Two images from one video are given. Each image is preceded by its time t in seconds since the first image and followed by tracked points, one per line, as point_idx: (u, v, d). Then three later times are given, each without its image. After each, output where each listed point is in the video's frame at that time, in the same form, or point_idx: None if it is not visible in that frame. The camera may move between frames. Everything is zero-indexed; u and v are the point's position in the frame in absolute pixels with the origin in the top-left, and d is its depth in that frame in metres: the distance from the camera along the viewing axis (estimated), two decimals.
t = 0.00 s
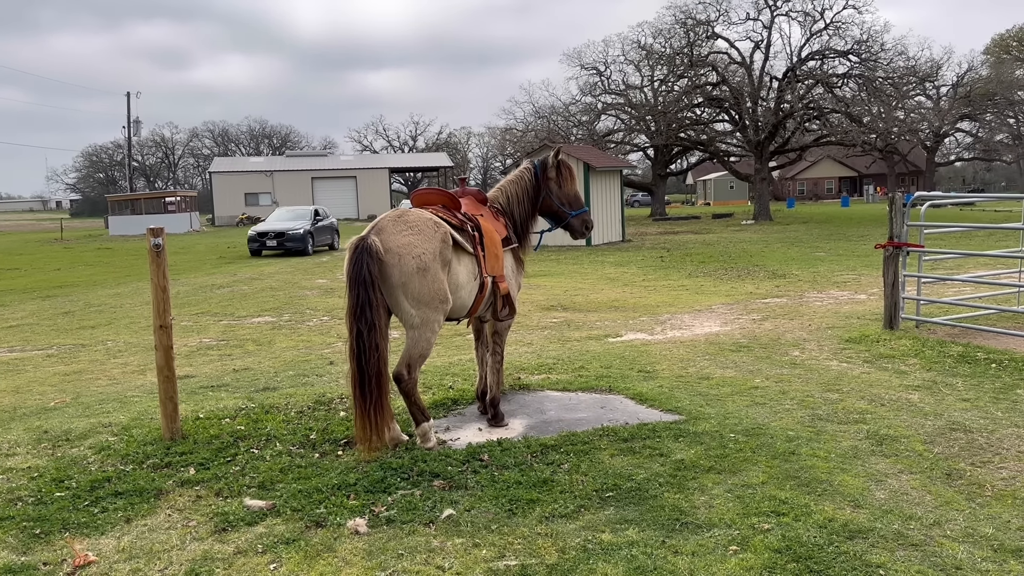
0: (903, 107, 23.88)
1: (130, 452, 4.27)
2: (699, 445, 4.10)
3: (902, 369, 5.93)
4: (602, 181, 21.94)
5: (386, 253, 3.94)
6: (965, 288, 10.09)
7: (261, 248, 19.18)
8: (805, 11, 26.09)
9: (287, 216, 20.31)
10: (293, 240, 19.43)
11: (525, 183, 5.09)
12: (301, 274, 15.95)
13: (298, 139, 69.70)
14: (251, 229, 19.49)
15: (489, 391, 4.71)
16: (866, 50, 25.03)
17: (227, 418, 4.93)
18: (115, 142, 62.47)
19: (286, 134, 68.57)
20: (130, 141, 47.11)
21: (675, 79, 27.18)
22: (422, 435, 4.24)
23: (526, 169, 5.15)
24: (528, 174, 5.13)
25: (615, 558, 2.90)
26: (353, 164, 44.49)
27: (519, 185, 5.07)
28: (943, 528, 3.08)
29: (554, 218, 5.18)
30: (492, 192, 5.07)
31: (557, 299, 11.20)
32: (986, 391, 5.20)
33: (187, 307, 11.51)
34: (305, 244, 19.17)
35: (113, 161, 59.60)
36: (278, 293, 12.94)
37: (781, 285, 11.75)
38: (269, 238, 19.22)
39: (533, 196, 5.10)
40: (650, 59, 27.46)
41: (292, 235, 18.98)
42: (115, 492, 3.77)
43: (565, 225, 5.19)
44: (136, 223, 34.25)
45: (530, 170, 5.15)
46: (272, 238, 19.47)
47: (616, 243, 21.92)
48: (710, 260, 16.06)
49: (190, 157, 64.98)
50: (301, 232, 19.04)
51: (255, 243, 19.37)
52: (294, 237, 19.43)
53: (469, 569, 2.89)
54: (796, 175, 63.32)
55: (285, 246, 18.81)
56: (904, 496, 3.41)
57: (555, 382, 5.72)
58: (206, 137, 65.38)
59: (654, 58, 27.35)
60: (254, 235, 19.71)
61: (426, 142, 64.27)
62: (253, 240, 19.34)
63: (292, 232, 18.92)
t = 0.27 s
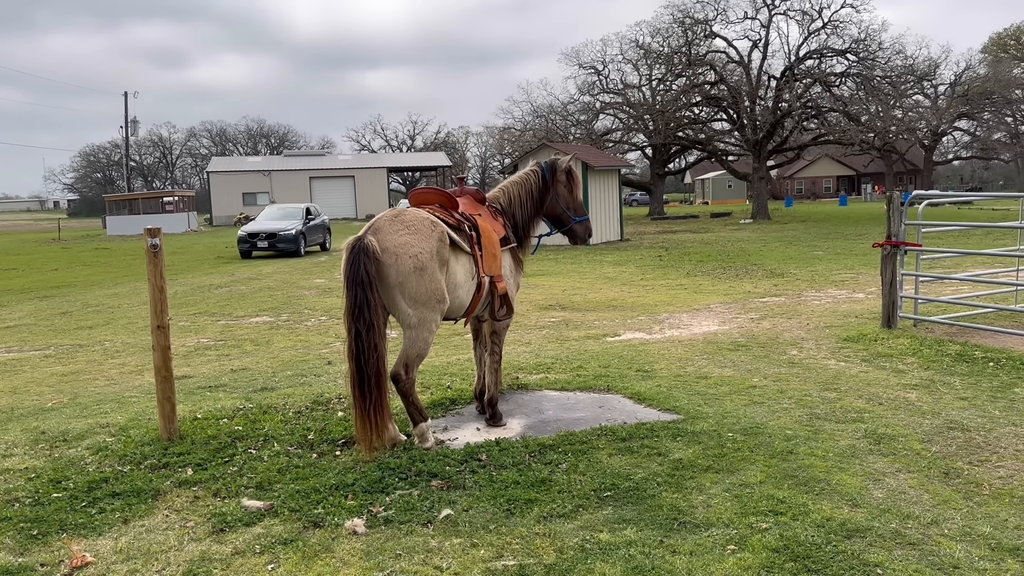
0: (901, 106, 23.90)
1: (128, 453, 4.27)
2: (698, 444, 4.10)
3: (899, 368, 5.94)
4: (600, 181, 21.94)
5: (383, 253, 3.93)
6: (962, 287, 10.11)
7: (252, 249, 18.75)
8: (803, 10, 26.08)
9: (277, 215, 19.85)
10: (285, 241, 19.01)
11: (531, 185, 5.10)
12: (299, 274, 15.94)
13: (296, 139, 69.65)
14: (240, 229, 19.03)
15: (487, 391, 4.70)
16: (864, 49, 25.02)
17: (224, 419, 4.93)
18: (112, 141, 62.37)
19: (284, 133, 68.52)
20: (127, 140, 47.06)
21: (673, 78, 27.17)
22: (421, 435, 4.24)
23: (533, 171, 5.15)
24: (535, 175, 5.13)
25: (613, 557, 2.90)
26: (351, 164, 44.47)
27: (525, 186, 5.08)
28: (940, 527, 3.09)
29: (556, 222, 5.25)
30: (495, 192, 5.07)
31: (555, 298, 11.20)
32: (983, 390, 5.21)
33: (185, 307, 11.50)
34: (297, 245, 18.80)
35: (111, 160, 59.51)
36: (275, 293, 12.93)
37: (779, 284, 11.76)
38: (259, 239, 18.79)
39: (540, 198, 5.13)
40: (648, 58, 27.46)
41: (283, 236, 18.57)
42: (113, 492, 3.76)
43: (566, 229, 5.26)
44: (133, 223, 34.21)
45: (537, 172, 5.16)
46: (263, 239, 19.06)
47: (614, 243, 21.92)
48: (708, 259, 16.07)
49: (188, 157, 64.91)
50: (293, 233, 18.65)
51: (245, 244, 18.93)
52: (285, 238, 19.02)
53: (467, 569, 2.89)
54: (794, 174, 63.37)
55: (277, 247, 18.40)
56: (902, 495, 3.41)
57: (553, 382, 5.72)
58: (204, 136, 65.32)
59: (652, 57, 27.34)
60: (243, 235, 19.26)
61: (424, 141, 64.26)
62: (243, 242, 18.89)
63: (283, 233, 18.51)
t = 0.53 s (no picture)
0: (899, 105, 23.91)
1: (126, 453, 4.26)
2: (696, 443, 4.10)
3: (898, 366, 5.94)
4: (598, 180, 21.94)
5: (378, 251, 3.92)
6: (962, 285, 10.12)
7: (244, 252, 18.30)
8: (801, 8, 26.07)
9: (267, 217, 19.38)
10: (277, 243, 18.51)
11: (537, 188, 5.12)
12: (298, 274, 15.94)
13: (294, 138, 69.60)
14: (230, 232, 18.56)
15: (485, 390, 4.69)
16: (862, 48, 25.01)
17: (223, 419, 4.92)
18: (111, 142, 62.31)
19: (283, 133, 68.51)
20: (125, 141, 47.02)
21: (671, 77, 27.18)
22: (419, 435, 4.23)
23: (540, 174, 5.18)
24: (542, 178, 5.16)
25: (613, 556, 2.90)
26: (350, 164, 44.46)
27: (532, 189, 5.10)
28: (939, 525, 3.09)
29: (560, 226, 5.33)
30: (501, 192, 5.05)
31: (554, 298, 11.19)
32: (983, 388, 5.21)
33: (183, 307, 11.49)
34: (290, 246, 18.36)
35: (109, 161, 59.46)
36: (274, 293, 12.93)
37: (778, 283, 11.77)
38: (251, 241, 18.33)
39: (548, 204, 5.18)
40: (646, 57, 27.45)
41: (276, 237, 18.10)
42: (111, 493, 3.75)
43: (569, 233, 5.36)
44: (131, 223, 34.18)
45: (546, 176, 5.19)
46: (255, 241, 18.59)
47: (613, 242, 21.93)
48: (707, 258, 16.08)
49: (186, 157, 64.89)
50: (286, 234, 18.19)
51: (235, 247, 18.47)
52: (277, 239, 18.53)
53: (466, 569, 2.88)
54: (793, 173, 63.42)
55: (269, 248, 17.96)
56: (901, 494, 3.41)
57: (553, 380, 5.72)
58: (202, 136, 65.27)
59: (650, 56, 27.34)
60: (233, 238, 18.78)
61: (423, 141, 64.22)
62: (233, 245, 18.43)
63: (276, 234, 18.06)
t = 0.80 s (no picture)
0: (898, 103, 23.90)
1: (126, 454, 4.26)
2: (696, 442, 4.10)
3: (898, 364, 5.94)
4: (598, 179, 21.93)
5: (374, 251, 3.92)
6: (961, 283, 10.12)
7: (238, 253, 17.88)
8: (799, 6, 26.04)
9: (260, 217, 18.97)
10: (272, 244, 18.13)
11: (541, 190, 5.12)
12: (297, 274, 15.93)
13: (293, 139, 69.61)
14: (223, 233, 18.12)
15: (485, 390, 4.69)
16: (860, 46, 24.98)
17: (222, 419, 4.92)
18: (109, 143, 62.26)
19: (281, 133, 68.48)
20: (124, 142, 46.98)
21: (669, 76, 27.17)
22: (417, 435, 4.23)
23: (543, 176, 5.18)
24: (545, 181, 5.16)
25: (613, 556, 2.89)
26: (348, 164, 44.46)
27: (535, 191, 5.10)
28: (940, 523, 3.08)
29: (558, 231, 5.31)
30: (506, 191, 5.06)
31: (553, 297, 11.20)
32: (982, 386, 5.22)
33: (182, 308, 11.49)
34: (286, 248, 18.02)
35: (108, 162, 59.42)
36: (273, 293, 12.94)
37: (777, 281, 11.77)
38: (245, 242, 17.93)
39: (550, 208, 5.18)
40: (645, 57, 27.44)
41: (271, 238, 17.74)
42: (111, 494, 3.75)
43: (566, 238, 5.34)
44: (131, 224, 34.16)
45: (549, 179, 5.19)
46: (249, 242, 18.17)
47: (612, 241, 21.93)
48: (706, 257, 16.07)
49: (185, 158, 64.82)
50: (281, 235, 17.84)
51: (228, 248, 18.04)
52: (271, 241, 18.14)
53: (467, 569, 2.88)
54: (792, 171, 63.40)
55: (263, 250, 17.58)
56: (901, 492, 3.41)
57: (553, 380, 5.72)
58: (201, 137, 65.27)
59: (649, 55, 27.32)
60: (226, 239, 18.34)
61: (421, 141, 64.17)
62: (227, 246, 17.99)
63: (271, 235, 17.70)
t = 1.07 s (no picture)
0: (898, 101, 23.89)
1: (128, 455, 4.26)
2: (698, 440, 4.10)
3: (898, 362, 5.94)
4: (597, 178, 21.92)
5: (372, 251, 3.93)
6: (961, 281, 10.11)
7: (234, 256, 17.55)
8: (798, 5, 26.01)
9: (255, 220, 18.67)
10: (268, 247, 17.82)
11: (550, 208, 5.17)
12: (297, 275, 15.92)
13: (292, 139, 69.60)
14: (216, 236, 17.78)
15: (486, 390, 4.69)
16: (860, 44, 24.96)
17: (224, 420, 4.92)
18: (109, 144, 62.24)
19: (281, 134, 68.48)
20: (124, 143, 46.98)
21: (668, 76, 27.17)
22: (417, 436, 4.24)
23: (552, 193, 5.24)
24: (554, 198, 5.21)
25: (614, 555, 2.89)
26: (348, 164, 44.47)
27: (544, 207, 5.14)
28: (941, 520, 3.09)
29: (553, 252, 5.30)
30: (515, 196, 5.09)
31: (553, 296, 11.20)
32: (983, 383, 5.22)
33: (182, 309, 11.49)
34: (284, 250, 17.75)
35: (107, 163, 59.41)
36: (273, 294, 12.95)
37: (777, 280, 11.77)
38: (241, 245, 17.61)
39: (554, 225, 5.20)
40: (644, 56, 27.43)
41: (269, 241, 17.45)
42: (113, 495, 3.75)
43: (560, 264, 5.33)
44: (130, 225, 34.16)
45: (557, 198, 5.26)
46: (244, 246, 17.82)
47: (612, 240, 21.93)
48: (706, 256, 16.07)
49: (184, 158, 64.81)
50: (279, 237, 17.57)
51: (223, 251, 17.69)
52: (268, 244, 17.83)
53: (469, 568, 2.88)
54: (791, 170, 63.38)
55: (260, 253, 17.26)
56: (902, 489, 3.41)
57: (553, 379, 5.73)
58: (200, 138, 65.28)
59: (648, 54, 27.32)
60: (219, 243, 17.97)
61: (420, 141, 64.14)
62: (222, 249, 17.62)
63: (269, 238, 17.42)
